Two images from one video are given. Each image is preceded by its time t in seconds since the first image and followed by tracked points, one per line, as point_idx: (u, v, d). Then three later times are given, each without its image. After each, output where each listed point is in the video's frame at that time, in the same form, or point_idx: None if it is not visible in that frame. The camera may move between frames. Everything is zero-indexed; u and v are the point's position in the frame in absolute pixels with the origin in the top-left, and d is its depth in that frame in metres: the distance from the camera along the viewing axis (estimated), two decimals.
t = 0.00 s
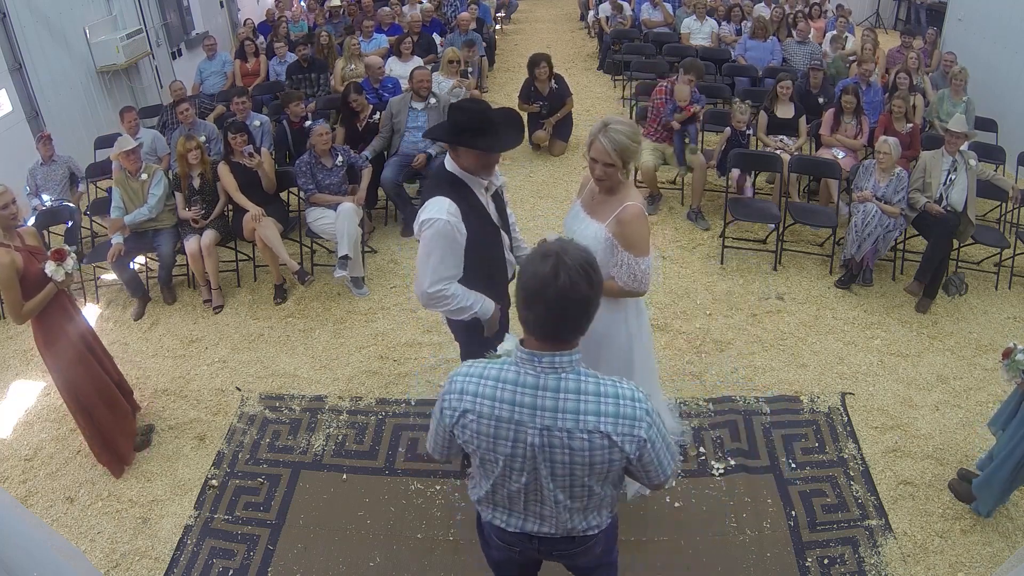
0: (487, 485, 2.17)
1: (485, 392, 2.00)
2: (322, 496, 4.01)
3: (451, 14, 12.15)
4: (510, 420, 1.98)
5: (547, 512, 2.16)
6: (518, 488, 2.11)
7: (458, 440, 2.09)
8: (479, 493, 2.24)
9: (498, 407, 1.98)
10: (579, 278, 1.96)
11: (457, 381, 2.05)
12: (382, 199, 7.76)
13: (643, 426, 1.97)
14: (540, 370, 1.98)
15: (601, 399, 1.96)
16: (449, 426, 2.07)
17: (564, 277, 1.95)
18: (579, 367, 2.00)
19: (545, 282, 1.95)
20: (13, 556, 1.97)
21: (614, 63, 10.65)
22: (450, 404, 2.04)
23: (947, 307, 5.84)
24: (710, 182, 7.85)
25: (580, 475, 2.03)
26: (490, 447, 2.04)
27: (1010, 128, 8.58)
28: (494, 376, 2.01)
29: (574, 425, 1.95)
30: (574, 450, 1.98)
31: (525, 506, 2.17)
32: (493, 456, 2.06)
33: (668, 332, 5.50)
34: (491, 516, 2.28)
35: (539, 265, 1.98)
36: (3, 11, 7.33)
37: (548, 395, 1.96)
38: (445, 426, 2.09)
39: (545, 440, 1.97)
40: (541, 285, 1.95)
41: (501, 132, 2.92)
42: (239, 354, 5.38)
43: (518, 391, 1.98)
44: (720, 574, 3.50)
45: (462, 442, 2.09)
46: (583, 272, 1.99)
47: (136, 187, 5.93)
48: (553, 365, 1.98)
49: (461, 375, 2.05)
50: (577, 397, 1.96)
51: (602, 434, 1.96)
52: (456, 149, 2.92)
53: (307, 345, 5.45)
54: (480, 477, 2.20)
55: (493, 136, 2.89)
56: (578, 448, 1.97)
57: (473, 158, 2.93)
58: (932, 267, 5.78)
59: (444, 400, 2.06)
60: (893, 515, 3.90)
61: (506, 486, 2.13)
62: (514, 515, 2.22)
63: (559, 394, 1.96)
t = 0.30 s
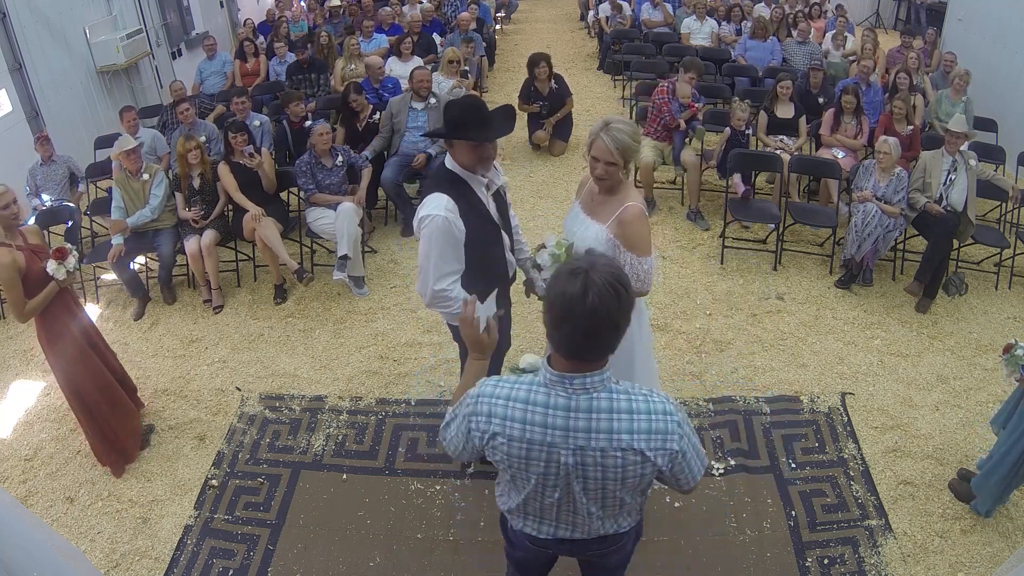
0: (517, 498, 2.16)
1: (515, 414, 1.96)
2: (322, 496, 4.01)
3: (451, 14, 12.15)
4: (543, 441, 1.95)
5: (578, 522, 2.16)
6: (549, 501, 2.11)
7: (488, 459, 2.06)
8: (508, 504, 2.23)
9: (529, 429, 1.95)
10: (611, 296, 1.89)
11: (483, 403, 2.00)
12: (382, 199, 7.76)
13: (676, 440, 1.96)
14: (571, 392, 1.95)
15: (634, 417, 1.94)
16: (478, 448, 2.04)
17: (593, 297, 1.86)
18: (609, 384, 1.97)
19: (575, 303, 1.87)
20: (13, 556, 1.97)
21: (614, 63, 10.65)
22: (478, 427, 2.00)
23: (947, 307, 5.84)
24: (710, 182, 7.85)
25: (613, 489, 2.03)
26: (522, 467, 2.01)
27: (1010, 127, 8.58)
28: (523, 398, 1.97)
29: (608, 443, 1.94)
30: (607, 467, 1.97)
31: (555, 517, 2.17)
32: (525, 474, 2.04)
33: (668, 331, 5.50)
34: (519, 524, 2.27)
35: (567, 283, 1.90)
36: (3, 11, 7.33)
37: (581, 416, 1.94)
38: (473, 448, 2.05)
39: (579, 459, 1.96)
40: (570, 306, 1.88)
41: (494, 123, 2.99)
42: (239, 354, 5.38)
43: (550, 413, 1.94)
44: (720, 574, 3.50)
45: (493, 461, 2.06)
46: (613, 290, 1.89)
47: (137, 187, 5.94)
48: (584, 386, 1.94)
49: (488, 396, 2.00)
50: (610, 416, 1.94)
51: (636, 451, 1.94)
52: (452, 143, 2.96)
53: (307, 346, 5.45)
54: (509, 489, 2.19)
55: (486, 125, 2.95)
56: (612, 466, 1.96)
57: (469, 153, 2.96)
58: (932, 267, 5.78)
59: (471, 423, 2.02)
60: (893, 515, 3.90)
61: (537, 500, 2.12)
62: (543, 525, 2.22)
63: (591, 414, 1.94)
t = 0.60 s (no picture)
0: (540, 505, 2.12)
1: (541, 420, 1.93)
2: (322, 496, 4.01)
3: (451, 14, 12.15)
4: (570, 446, 1.92)
5: (602, 526, 2.13)
6: (574, 506, 2.07)
7: (513, 467, 2.02)
8: (530, 511, 2.19)
9: (555, 433, 1.92)
10: (644, 293, 1.87)
11: (507, 410, 1.96)
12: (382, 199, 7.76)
13: (702, 438, 1.94)
14: (598, 394, 1.92)
15: (661, 417, 1.91)
16: (503, 455, 2.00)
17: (627, 291, 1.85)
18: (635, 386, 1.95)
19: (612, 295, 1.85)
20: (13, 557, 1.97)
21: (614, 63, 10.65)
22: (503, 434, 1.96)
23: (947, 307, 5.84)
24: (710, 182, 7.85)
25: (640, 490, 2.00)
26: (548, 473, 1.97)
27: (1010, 128, 8.58)
28: (548, 402, 1.93)
29: (636, 444, 1.91)
30: (635, 469, 1.94)
31: (579, 523, 2.13)
32: (551, 480, 2.00)
33: (668, 331, 5.50)
34: (541, 531, 2.23)
35: (601, 277, 1.88)
36: (3, 11, 7.32)
37: (608, 418, 1.91)
38: (497, 455, 2.00)
39: (606, 462, 1.92)
40: (603, 299, 1.85)
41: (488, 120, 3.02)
42: (239, 354, 5.38)
43: (576, 417, 1.91)
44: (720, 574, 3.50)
45: (518, 469, 2.02)
46: (644, 286, 1.89)
47: (137, 187, 5.94)
48: (611, 388, 1.92)
49: (512, 402, 1.96)
50: (637, 417, 1.91)
51: (663, 451, 1.92)
52: (448, 140, 2.99)
53: (307, 346, 5.45)
54: (532, 497, 2.15)
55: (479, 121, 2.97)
56: (639, 467, 1.93)
57: (464, 150, 2.98)
58: (932, 267, 5.78)
59: (495, 430, 1.98)
60: (893, 515, 3.89)
61: (562, 506, 2.08)
62: (566, 532, 2.18)
63: (618, 416, 1.91)
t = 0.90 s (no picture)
0: (564, 507, 2.07)
1: (568, 413, 1.90)
2: (322, 496, 4.01)
3: (451, 14, 12.15)
4: (598, 437, 1.89)
5: (625, 523, 2.09)
6: (600, 504, 2.03)
7: (537, 466, 1.97)
8: (551, 516, 2.13)
9: (583, 426, 1.89)
10: (632, 284, 1.87)
11: (532, 407, 1.93)
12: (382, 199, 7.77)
13: (723, 420, 1.95)
14: (623, 383, 1.91)
15: (685, 402, 1.92)
16: (528, 454, 1.95)
17: (613, 288, 1.85)
18: (656, 371, 1.96)
19: (599, 296, 1.85)
20: (13, 556, 1.97)
21: (614, 63, 10.65)
22: (528, 431, 1.92)
23: (947, 307, 5.84)
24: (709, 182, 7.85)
25: (665, 481, 1.98)
26: (575, 469, 1.93)
27: (1010, 128, 8.58)
28: (573, 395, 1.91)
29: (663, 430, 1.90)
30: (662, 456, 1.92)
31: (602, 522, 2.09)
32: (577, 478, 1.95)
33: (668, 331, 5.50)
34: (561, 536, 2.17)
35: (584, 280, 1.88)
36: (3, 11, 7.33)
37: (635, 406, 1.90)
38: (522, 455, 1.96)
39: (635, 451, 1.90)
40: (593, 303, 1.86)
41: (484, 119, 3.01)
42: (239, 354, 5.38)
43: (603, 406, 1.89)
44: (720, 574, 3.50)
45: (543, 468, 1.97)
46: (629, 276, 1.87)
47: (137, 187, 5.95)
48: (635, 375, 1.92)
49: (536, 398, 1.93)
50: (662, 403, 1.91)
51: (689, 435, 1.92)
52: (446, 141, 2.99)
53: (307, 346, 5.45)
54: (552, 500, 2.10)
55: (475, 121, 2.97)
56: (667, 454, 1.92)
57: (462, 150, 2.98)
58: (932, 267, 5.78)
59: (520, 428, 1.93)
60: (893, 515, 3.89)
61: (587, 505, 2.04)
62: (588, 533, 2.14)
63: (645, 402, 1.90)
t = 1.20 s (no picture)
0: (577, 507, 2.05)
1: (576, 410, 1.88)
2: (322, 496, 4.01)
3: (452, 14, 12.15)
4: (608, 431, 1.88)
5: (639, 516, 2.09)
6: (613, 500, 2.02)
7: (549, 467, 1.95)
8: (564, 519, 2.11)
9: (593, 421, 1.88)
10: (632, 276, 1.88)
11: (539, 407, 1.91)
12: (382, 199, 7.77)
13: (726, 402, 1.97)
14: (628, 374, 1.92)
15: (689, 386, 1.94)
16: (539, 456, 1.92)
17: (615, 280, 1.86)
18: (658, 360, 1.97)
19: (602, 289, 1.85)
20: (13, 557, 1.97)
21: (614, 63, 10.65)
22: (537, 432, 1.90)
23: (947, 307, 5.84)
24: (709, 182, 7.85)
25: (677, 468, 1.99)
26: (587, 466, 1.92)
27: (1010, 128, 8.57)
28: (580, 391, 1.90)
29: (671, 417, 1.91)
30: (673, 443, 1.93)
31: (616, 517, 2.08)
32: (590, 475, 1.94)
33: (668, 331, 5.50)
34: (575, 538, 2.15)
35: (585, 276, 1.88)
36: (3, 11, 7.33)
37: (642, 396, 1.90)
38: (533, 457, 1.93)
39: (646, 441, 1.90)
40: (597, 297, 1.86)
41: (486, 118, 3.00)
42: (239, 354, 5.38)
43: (611, 399, 1.89)
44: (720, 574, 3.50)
45: (554, 468, 1.95)
46: (627, 267, 1.89)
47: (137, 187, 5.95)
48: (639, 365, 1.93)
49: (542, 398, 1.91)
50: (668, 390, 1.92)
51: (697, 420, 1.93)
52: (447, 141, 2.99)
53: (307, 346, 5.45)
54: (564, 502, 2.08)
55: (477, 122, 2.97)
56: (677, 440, 1.93)
57: (463, 150, 2.98)
58: (931, 267, 5.78)
59: (529, 430, 1.91)
60: (893, 515, 3.90)
61: (601, 502, 2.02)
62: (603, 532, 2.12)
63: (651, 392, 1.91)
